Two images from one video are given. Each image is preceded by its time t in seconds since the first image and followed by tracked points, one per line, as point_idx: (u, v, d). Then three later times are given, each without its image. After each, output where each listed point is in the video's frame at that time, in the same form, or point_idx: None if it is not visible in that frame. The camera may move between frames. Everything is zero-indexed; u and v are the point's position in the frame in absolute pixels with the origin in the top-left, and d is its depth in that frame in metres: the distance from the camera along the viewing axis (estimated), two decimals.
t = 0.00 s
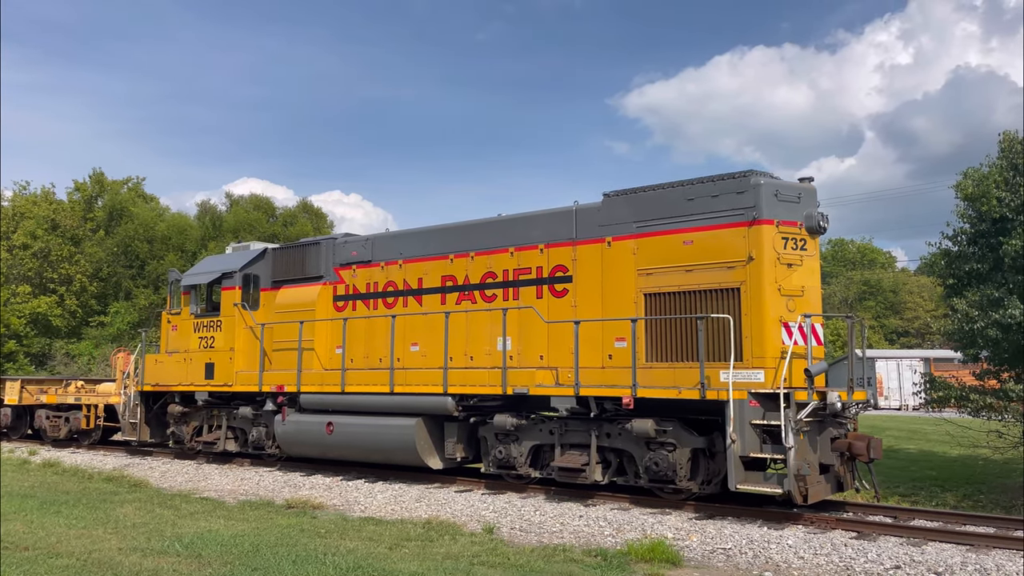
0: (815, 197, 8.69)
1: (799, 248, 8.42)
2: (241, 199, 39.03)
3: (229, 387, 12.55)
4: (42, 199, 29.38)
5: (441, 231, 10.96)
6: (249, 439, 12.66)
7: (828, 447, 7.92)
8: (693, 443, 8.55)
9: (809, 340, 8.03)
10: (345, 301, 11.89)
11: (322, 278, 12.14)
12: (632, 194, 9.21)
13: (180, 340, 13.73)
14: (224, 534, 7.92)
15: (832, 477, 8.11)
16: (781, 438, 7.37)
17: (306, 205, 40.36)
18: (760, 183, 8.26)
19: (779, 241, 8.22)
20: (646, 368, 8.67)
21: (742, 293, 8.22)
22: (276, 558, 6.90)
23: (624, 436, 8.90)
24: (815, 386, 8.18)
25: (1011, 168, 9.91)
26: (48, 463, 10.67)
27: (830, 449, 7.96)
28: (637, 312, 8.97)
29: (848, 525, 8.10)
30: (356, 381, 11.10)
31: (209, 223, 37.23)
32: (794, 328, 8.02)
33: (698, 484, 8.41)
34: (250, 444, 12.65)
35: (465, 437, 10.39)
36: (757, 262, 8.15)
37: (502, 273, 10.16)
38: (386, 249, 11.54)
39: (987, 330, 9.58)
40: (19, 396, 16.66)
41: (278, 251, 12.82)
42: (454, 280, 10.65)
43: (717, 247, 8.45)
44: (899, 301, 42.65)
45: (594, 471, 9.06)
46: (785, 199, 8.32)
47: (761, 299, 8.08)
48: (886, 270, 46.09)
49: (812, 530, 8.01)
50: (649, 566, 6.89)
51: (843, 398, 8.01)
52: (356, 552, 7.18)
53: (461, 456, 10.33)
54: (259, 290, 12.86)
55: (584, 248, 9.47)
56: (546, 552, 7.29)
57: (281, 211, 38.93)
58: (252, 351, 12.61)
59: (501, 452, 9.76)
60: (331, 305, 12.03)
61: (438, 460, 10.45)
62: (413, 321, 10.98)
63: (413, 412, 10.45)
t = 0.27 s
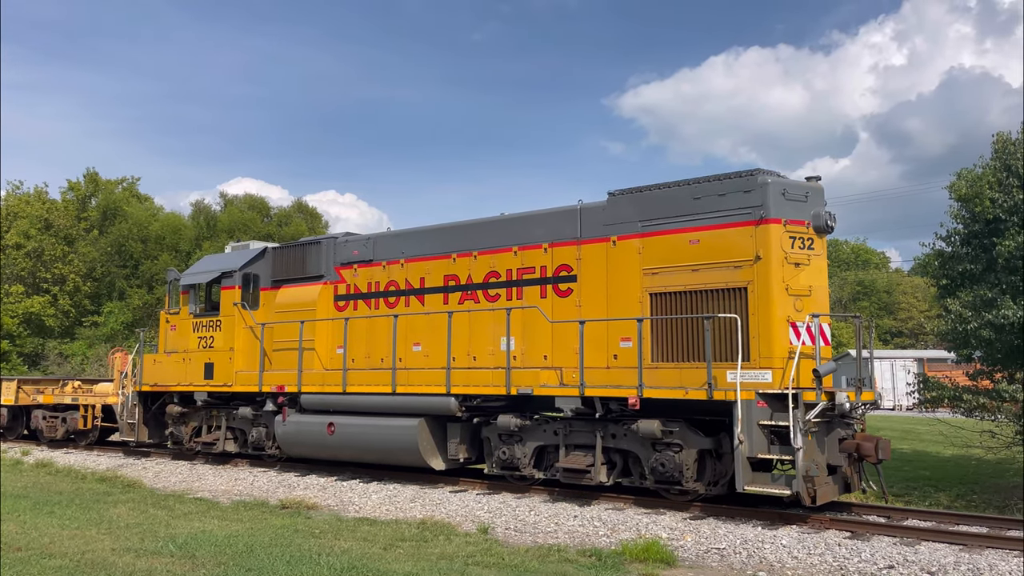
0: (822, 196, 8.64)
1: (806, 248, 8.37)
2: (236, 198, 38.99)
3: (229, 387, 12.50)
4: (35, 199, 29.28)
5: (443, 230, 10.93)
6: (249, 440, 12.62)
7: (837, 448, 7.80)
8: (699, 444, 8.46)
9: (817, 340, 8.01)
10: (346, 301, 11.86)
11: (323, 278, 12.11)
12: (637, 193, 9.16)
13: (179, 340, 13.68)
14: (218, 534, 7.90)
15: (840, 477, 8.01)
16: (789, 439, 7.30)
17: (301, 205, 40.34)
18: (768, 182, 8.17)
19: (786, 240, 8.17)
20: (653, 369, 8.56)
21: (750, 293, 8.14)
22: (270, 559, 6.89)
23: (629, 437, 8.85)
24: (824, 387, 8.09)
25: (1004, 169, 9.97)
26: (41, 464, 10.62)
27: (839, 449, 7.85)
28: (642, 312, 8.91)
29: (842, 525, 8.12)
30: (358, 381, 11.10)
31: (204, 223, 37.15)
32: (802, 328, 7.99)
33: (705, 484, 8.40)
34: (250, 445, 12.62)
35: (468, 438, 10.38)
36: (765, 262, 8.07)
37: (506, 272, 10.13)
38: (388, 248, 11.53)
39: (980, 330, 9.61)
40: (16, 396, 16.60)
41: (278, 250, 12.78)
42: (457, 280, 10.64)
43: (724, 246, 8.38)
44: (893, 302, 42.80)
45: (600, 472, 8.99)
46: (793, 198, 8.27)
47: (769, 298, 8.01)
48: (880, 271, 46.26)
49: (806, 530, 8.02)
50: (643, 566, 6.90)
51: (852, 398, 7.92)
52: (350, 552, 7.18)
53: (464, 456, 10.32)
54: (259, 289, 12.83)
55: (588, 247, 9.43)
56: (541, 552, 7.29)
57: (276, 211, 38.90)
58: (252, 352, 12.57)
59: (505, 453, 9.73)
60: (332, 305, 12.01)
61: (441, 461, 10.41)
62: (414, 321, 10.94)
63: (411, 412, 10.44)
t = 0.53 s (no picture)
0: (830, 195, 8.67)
1: (815, 247, 8.37)
2: (231, 198, 38.93)
3: (230, 388, 12.47)
4: (29, 199, 29.19)
5: (447, 229, 10.91)
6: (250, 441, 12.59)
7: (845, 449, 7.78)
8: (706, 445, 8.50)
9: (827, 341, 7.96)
10: (348, 301, 11.85)
11: (324, 277, 12.09)
12: (643, 192, 9.15)
13: (179, 340, 13.65)
14: (213, 535, 7.88)
15: (848, 479, 7.99)
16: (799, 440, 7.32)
17: (297, 205, 40.31)
18: (776, 181, 8.16)
19: (795, 240, 8.17)
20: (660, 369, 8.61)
21: (758, 293, 8.15)
22: (265, 559, 6.87)
23: (636, 438, 8.85)
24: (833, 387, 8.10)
25: (999, 170, 10.00)
26: (35, 464, 10.58)
27: (847, 451, 7.83)
28: (648, 312, 8.92)
29: (836, 525, 8.12)
30: (360, 382, 11.08)
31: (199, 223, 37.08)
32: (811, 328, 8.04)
33: (712, 486, 8.40)
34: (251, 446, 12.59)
35: (472, 438, 10.36)
36: (773, 261, 8.08)
37: (510, 272, 10.12)
38: (391, 247, 11.52)
39: (974, 330, 9.63)
40: (14, 396, 16.56)
41: (279, 250, 12.75)
42: (461, 280, 10.62)
43: (732, 245, 8.38)
44: (887, 303, 42.90)
45: (606, 473, 9.00)
46: (800, 197, 8.30)
47: (777, 298, 8.02)
48: (874, 272, 46.36)
49: (801, 531, 8.03)
50: (638, 566, 6.91)
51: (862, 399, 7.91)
52: (345, 553, 7.17)
53: (468, 457, 10.32)
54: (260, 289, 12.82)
55: (594, 246, 9.43)
56: (536, 553, 7.30)
57: (272, 211, 38.87)
58: (253, 352, 12.55)
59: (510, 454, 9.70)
60: (334, 305, 11.99)
61: (444, 462, 10.38)
62: (416, 321, 10.94)
63: (410, 413, 10.43)
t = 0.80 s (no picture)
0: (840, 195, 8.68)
1: (825, 246, 8.38)
2: (227, 198, 38.87)
3: (232, 389, 12.44)
4: (23, 199, 29.10)
5: (452, 228, 10.90)
6: (251, 442, 12.56)
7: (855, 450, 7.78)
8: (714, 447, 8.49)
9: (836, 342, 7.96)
10: (350, 300, 11.84)
11: (326, 277, 12.07)
12: (650, 191, 9.15)
13: (179, 340, 13.63)
14: (208, 536, 7.87)
15: (858, 481, 7.97)
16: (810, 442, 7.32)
17: (293, 205, 40.26)
18: (785, 181, 8.16)
19: (804, 239, 8.18)
20: (668, 369, 8.58)
21: (767, 293, 8.15)
22: (260, 560, 6.86)
23: (643, 439, 8.85)
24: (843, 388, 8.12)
25: (993, 171, 10.01)
26: (29, 465, 10.56)
27: (857, 452, 7.82)
28: (656, 312, 8.92)
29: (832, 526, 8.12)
30: (363, 382, 11.05)
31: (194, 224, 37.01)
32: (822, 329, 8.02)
33: (721, 488, 8.39)
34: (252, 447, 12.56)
35: (477, 440, 10.35)
36: (783, 261, 8.09)
37: (516, 271, 10.12)
38: (394, 246, 11.51)
39: (969, 331, 9.65)
40: (12, 397, 16.52)
41: (279, 250, 12.73)
42: (465, 280, 10.61)
43: (741, 245, 8.38)
44: (882, 304, 42.99)
45: (613, 475, 8.99)
46: (810, 196, 8.29)
47: (787, 298, 8.03)
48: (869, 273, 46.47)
49: (796, 531, 8.04)
50: (634, 566, 6.92)
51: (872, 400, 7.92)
52: (341, 553, 7.17)
53: (473, 458, 10.31)
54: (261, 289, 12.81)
55: (600, 246, 9.43)
56: (532, 553, 7.30)
57: (267, 212, 38.83)
58: (255, 352, 12.53)
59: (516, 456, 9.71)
60: (336, 305, 11.96)
61: (448, 464, 10.37)
62: (420, 321, 10.93)
63: (410, 413, 10.43)
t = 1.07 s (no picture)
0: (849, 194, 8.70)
1: (835, 246, 8.38)
2: (223, 199, 38.83)
3: (233, 390, 12.41)
4: (18, 199, 29.02)
5: (457, 228, 10.89)
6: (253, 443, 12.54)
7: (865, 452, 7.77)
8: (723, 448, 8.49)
9: (847, 343, 7.94)
10: (354, 301, 11.83)
11: (329, 277, 12.05)
12: (658, 191, 9.16)
13: (180, 340, 13.60)
14: (203, 537, 7.86)
15: (869, 483, 7.91)
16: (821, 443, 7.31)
17: (289, 206, 40.25)
18: (796, 179, 8.18)
19: (815, 239, 8.17)
20: (677, 371, 8.55)
21: (777, 293, 8.15)
22: (256, 561, 6.86)
23: (651, 441, 8.83)
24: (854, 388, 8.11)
25: (988, 172, 10.07)
26: (24, 466, 10.53)
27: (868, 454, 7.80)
28: (665, 312, 8.91)
29: (826, 526, 8.14)
30: (366, 384, 10.94)
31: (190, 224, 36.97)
32: (834, 330, 8.00)
33: (730, 490, 8.38)
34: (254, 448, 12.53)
35: (482, 441, 10.35)
36: (793, 261, 8.09)
37: (522, 271, 10.11)
38: (398, 246, 11.50)
39: (964, 332, 9.69)
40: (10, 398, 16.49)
41: (280, 250, 12.71)
42: (470, 280, 10.61)
43: (751, 245, 8.38)
44: (877, 305, 43.10)
45: (621, 477, 8.94)
46: (821, 195, 8.27)
47: (798, 297, 8.02)
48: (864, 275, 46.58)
49: (791, 532, 8.06)
50: (629, 567, 6.92)
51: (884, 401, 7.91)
52: (336, 554, 7.16)
53: (478, 460, 10.32)
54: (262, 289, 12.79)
55: (607, 245, 9.44)
56: (528, 554, 7.31)
57: (263, 212, 38.81)
58: (257, 353, 12.50)
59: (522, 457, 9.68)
60: (339, 305, 11.94)
61: (453, 466, 10.37)
62: (423, 322, 10.92)
63: (410, 414, 10.44)
